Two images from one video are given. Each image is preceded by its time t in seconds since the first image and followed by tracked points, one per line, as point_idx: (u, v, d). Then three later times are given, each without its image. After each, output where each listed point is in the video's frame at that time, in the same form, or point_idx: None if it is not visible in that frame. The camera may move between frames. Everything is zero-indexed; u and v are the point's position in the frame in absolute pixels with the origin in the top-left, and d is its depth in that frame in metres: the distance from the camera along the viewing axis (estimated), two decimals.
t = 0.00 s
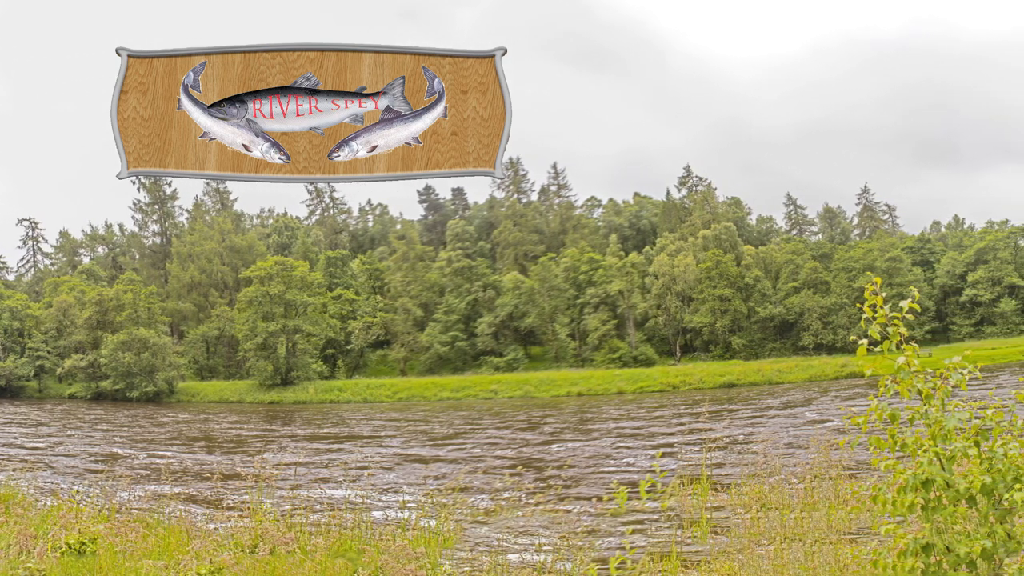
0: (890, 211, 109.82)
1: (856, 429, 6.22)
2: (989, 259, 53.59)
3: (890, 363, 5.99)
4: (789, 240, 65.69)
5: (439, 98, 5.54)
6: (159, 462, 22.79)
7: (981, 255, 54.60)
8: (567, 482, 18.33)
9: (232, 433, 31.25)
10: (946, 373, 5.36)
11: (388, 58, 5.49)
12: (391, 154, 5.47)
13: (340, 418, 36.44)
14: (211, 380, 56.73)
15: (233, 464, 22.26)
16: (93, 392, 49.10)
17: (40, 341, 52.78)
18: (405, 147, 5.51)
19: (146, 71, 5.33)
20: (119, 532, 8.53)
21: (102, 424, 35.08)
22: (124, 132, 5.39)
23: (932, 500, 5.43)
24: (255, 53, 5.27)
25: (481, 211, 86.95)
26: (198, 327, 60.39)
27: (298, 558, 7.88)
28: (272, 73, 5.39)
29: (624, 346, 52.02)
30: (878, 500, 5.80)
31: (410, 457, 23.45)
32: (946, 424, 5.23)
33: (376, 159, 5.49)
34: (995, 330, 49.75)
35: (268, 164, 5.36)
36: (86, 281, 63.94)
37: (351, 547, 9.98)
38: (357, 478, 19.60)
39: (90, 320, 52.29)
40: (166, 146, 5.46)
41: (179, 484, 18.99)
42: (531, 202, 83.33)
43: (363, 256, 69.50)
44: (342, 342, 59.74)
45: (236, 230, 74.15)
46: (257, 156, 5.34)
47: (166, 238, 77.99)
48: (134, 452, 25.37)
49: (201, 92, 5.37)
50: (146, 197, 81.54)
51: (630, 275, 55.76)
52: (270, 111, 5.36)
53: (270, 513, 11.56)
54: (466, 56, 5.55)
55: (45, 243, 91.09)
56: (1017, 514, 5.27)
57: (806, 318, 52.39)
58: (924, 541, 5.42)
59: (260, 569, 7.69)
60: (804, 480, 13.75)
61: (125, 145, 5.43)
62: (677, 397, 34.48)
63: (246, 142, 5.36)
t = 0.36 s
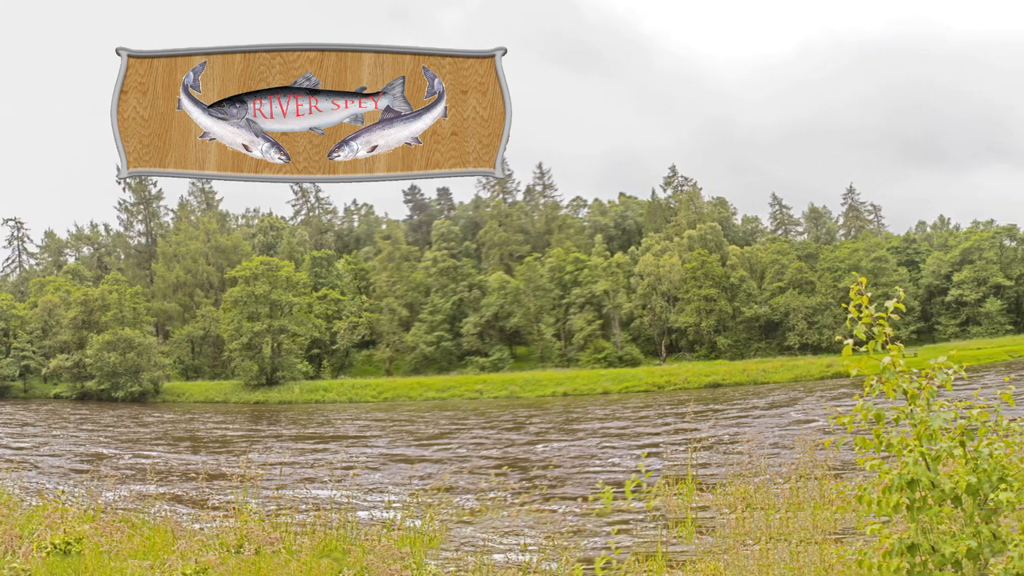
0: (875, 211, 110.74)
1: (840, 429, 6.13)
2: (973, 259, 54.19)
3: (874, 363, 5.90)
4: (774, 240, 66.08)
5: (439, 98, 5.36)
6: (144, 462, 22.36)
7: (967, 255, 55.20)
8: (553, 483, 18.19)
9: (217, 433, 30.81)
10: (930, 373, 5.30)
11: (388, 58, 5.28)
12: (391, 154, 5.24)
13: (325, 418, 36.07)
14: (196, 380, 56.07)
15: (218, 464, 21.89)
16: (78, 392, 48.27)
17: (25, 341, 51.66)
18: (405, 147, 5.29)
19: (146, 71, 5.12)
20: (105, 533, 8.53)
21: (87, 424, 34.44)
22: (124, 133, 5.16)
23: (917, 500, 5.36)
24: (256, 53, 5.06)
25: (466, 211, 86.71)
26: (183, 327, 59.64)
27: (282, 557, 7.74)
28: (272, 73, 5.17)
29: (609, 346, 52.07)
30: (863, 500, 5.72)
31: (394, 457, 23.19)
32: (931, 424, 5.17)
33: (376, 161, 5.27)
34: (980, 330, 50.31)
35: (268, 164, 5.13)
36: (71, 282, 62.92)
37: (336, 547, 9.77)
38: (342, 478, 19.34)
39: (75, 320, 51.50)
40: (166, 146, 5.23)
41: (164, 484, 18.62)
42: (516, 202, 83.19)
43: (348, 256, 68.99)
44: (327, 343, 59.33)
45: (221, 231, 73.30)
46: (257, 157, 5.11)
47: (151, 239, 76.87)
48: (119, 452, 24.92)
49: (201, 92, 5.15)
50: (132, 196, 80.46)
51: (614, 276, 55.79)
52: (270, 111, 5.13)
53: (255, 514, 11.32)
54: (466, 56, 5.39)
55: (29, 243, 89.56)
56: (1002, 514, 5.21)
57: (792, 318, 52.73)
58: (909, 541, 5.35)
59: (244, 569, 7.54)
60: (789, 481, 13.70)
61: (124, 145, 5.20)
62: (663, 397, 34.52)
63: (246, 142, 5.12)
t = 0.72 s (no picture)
0: (859, 211, 111.67)
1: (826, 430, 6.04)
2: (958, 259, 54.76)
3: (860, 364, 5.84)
4: (760, 240, 66.41)
5: (439, 98, 5.43)
6: (129, 462, 22.02)
7: (952, 255, 55.80)
8: (538, 482, 18.14)
9: (202, 433, 30.39)
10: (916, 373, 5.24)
11: (388, 58, 5.36)
12: (392, 153, 5.31)
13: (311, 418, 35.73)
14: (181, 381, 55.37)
15: (204, 464, 21.61)
16: (64, 392, 47.45)
17: (9, 341, 50.63)
18: (405, 147, 5.36)
19: (146, 71, 5.19)
20: (90, 533, 8.41)
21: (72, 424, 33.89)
22: (124, 133, 5.21)
23: (903, 500, 5.29)
24: (256, 53, 5.14)
25: (452, 211, 86.48)
26: (168, 327, 58.90)
27: (268, 557, 7.66)
28: (272, 73, 5.24)
29: (595, 346, 52.03)
30: (848, 501, 5.65)
31: (380, 457, 23.04)
32: (917, 424, 5.11)
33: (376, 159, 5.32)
34: (965, 330, 50.88)
35: (268, 163, 5.18)
36: (57, 282, 61.93)
37: (322, 547, 9.62)
38: (327, 478, 19.14)
39: (61, 320, 50.61)
40: (166, 147, 5.28)
41: (150, 484, 18.35)
42: (502, 202, 83.04)
43: (334, 256, 68.45)
44: (313, 342, 58.83)
45: (207, 230, 72.42)
46: (257, 156, 5.17)
47: (137, 239, 75.81)
48: (105, 451, 24.51)
49: (202, 91, 5.22)
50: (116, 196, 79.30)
51: (600, 275, 55.82)
52: (270, 111, 5.19)
53: (241, 514, 11.14)
54: (466, 56, 5.45)
55: (13, 243, 88.02)
56: (987, 514, 5.16)
57: (777, 318, 53.00)
58: (895, 541, 5.27)
59: (230, 570, 7.44)
60: (774, 480, 13.73)
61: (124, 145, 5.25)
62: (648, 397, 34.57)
63: (246, 142, 5.18)
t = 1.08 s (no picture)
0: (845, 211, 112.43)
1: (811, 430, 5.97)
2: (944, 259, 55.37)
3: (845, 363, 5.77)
4: (745, 240, 66.74)
5: (439, 98, 5.23)
6: (114, 462, 21.57)
7: (937, 255, 56.36)
8: (523, 482, 17.96)
9: (187, 433, 29.94)
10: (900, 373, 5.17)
11: (388, 57, 5.15)
12: (391, 154, 5.12)
13: (296, 418, 35.29)
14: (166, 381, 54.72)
15: (189, 464, 21.20)
16: (49, 392, 46.61)
17: None
18: (405, 148, 5.16)
19: (145, 71, 4.99)
20: (76, 533, 8.26)
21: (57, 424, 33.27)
22: (124, 132, 5.03)
23: (887, 499, 5.22)
24: (256, 52, 4.93)
25: (437, 211, 86.19)
26: (154, 326, 58.18)
27: (254, 557, 7.49)
28: (272, 73, 5.04)
29: (580, 346, 52.06)
30: (833, 500, 5.59)
31: (365, 457, 22.74)
32: (902, 424, 5.04)
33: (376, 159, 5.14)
34: (950, 330, 51.45)
35: (267, 162, 5.00)
36: (41, 282, 60.90)
37: (307, 546, 9.43)
38: (313, 478, 18.86)
39: (46, 320, 49.61)
40: (166, 146, 5.10)
41: (135, 484, 17.98)
42: (487, 202, 82.83)
43: (320, 256, 67.88)
44: (298, 342, 58.36)
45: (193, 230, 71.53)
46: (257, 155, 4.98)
47: (122, 238, 74.72)
48: (89, 451, 24.05)
49: (203, 90, 5.02)
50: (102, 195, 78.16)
51: (585, 275, 55.84)
52: (271, 111, 5.00)
53: (226, 513, 10.88)
54: (466, 56, 5.25)
55: None
56: (973, 513, 5.09)
57: (762, 318, 53.32)
58: (880, 541, 5.21)
59: (215, 570, 7.27)
60: (760, 480, 13.65)
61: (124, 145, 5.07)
62: (634, 397, 34.54)
63: (246, 142, 5.00)
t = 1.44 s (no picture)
0: (830, 211, 113.18)
1: (795, 429, 5.87)
2: (929, 259, 56.02)
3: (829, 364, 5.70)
4: (730, 240, 67.01)
5: (439, 98, 5.46)
6: (99, 462, 21.20)
7: (922, 255, 56.91)
8: (508, 482, 17.86)
9: (172, 433, 29.52)
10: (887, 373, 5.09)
11: (388, 58, 5.38)
12: (392, 154, 5.33)
13: (282, 418, 34.93)
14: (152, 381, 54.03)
15: (175, 464, 20.89)
16: (35, 392, 45.63)
17: None
18: (405, 147, 5.38)
19: (146, 71, 5.22)
20: (61, 532, 8.17)
21: (42, 424, 32.68)
22: (123, 132, 5.24)
23: (873, 499, 5.14)
24: (256, 53, 5.15)
25: (422, 211, 85.93)
26: (139, 327, 57.41)
27: (239, 557, 7.39)
28: (272, 73, 5.28)
29: (565, 346, 52.01)
30: (819, 502, 5.51)
31: (350, 457, 22.55)
32: (888, 424, 4.97)
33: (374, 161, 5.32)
34: (936, 330, 51.88)
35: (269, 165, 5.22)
36: (25, 282, 59.70)
37: (293, 547, 9.28)
38: (298, 478, 18.68)
39: (31, 320, 48.47)
40: (166, 146, 5.30)
41: (120, 484, 17.73)
42: (472, 202, 82.64)
43: (305, 256, 67.28)
44: (284, 342, 57.84)
45: (179, 230, 70.56)
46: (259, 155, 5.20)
47: (108, 238, 73.60)
48: (74, 452, 23.63)
49: (204, 91, 5.25)
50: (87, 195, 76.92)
51: (571, 275, 55.78)
52: (270, 111, 5.22)
53: (212, 513, 10.67)
54: (467, 56, 5.48)
55: None
56: (958, 513, 5.02)
57: (748, 318, 53.58)
58: (865, 541, 5.13)
59: (200, 569, 7.18)
60: (745, 481, 13.61)
61: (124, 145, 5.27)
62: (619, 397, 34.56)
63: (246, 142, 5.21)
